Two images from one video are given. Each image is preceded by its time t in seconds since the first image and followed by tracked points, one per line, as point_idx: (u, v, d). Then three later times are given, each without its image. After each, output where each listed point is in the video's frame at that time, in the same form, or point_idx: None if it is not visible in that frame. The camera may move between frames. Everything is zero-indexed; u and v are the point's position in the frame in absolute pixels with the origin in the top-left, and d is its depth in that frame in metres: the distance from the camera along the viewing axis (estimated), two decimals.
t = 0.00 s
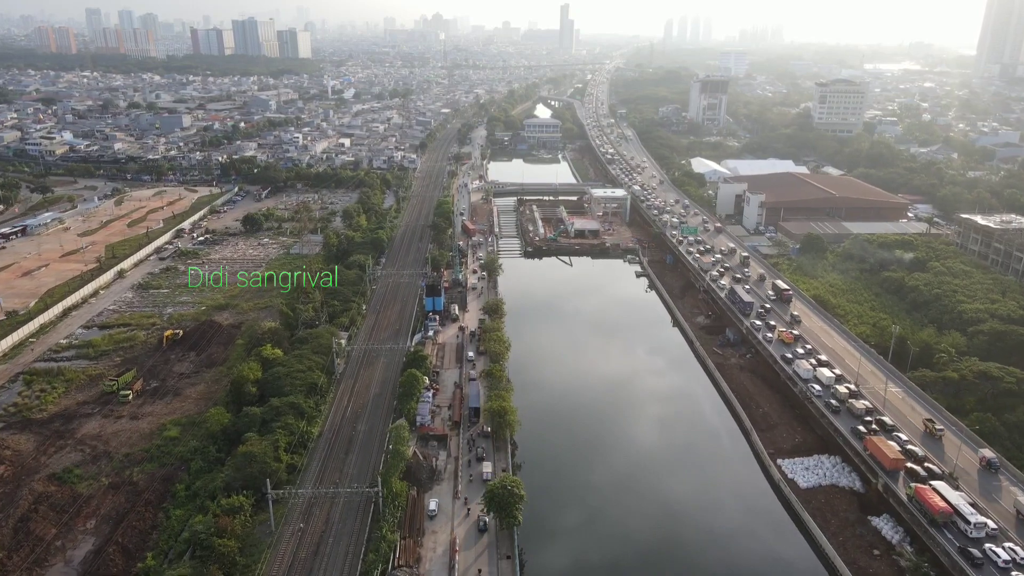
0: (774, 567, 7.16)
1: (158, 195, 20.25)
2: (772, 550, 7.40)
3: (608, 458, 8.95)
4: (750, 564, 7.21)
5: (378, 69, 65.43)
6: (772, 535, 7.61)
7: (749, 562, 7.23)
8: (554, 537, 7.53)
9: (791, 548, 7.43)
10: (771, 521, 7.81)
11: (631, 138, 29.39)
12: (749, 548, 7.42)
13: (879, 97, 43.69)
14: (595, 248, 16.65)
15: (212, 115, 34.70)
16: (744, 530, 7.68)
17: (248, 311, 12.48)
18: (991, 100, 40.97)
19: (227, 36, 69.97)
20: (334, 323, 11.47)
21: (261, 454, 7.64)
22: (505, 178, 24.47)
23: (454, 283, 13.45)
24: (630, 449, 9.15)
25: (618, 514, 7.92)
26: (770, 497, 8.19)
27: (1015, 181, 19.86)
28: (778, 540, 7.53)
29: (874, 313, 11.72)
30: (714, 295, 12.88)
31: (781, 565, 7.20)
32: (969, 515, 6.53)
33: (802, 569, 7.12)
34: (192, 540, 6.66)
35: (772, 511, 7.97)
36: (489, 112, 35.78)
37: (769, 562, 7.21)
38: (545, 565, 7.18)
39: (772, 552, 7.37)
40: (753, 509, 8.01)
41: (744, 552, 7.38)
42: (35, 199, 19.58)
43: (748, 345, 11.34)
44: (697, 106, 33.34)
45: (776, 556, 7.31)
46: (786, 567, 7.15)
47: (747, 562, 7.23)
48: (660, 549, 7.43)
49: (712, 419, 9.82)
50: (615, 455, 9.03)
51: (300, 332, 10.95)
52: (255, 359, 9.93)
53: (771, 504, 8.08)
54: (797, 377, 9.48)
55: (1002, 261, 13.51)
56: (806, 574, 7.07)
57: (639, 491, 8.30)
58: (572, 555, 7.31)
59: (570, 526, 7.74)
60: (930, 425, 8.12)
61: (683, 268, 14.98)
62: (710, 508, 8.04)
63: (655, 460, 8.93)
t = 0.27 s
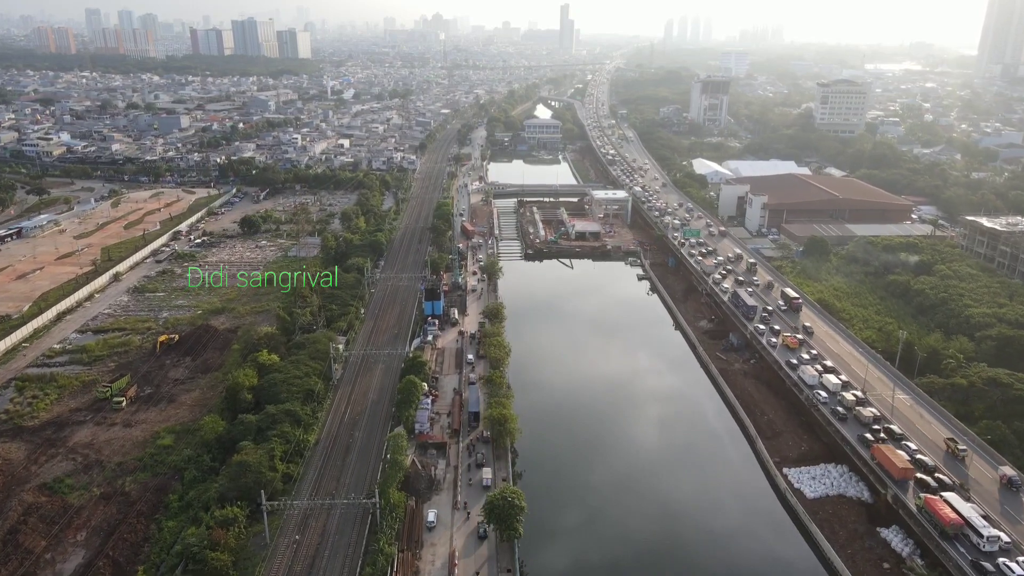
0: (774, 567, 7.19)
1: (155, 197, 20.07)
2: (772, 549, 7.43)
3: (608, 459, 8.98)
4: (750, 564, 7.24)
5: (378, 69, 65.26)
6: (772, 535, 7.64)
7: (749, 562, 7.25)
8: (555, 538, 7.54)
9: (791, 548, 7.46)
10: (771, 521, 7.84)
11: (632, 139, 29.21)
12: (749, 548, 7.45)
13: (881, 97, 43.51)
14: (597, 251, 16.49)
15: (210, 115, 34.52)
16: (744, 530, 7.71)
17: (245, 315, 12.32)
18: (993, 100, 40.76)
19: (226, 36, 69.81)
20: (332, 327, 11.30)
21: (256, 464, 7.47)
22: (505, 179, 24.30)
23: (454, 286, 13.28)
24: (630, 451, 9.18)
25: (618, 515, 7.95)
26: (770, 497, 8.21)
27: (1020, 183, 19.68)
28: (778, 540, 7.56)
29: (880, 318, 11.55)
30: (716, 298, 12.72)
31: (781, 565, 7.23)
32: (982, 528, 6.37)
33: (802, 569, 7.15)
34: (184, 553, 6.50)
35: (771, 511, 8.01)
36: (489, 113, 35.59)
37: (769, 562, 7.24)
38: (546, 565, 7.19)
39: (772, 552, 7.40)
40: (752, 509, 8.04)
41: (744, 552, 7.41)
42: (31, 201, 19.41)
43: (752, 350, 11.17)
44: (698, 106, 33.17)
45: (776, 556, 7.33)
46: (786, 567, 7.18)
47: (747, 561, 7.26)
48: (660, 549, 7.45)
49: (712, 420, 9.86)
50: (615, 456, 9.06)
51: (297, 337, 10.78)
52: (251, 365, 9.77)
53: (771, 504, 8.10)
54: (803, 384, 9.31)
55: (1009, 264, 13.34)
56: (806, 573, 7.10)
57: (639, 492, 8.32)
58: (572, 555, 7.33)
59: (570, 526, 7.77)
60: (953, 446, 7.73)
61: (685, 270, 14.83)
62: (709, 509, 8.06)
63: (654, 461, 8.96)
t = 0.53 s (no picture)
0: (773, 567, 7.18)
1: (152, 199, 19.91)
2: (771, 549, 7.42)
3: (608, 459, 8.96)
4: (749, 564, 7.22)
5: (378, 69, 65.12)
6: (772, 534, 7.63)
7: (748, 562, 7.24)
8: (554, 539, 7.51)
9: (791, 548, 7.45)
10: (771, 521, 7.82)
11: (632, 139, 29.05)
12: (749, 548, 7.43)
13: (883, 98, 43.35)
14: (597, 253, 16.32)
15: (209, 116, 34.36)
16: (744, 530, 7.69)
17: (242, 319, 12.15)
18: (995, 101, 40.57)
19: (226, 37, 69.67)
20: (329, 332, 11.13)
21: (251, 474, 7.30)
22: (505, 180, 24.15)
23: (453, 289, 13.10)
24: (630, 451, 9.16)
25: (618, 515, 7.93)
26: (770, 497, 8.20)
27: None
28: (778, 540, 7.55)
29: (886, 322, 11.38)
30: (719, 302, 12.56)
31: (781, 565, 7.22)
32: (995, 542, 6.18)
33: (802, 569, 7.14)
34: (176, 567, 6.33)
35: (770, 510, 8.00)
36: (489, 113, 35.42)
37: (769, 562, 7.23)
38: (546, 565, 7.15)
39: (772, 552, 7.38)
40: (751, 508, 8.03)
41: (744, 552, 7.39)
42: (27, 203, 19.25)
43: (757, 355, 11.00)
44: (699, 107, 33.01)
45: (776, 556, 7.32)
46: (786, 567, 7.17)
47: (746, 561, 7.24)
48: (659, 549, 7.44)
49: (712, 420, 9.85)
50: (615, 456, 9.05)
51: (294, 343, 10.62)
52: (247, 371, 9.60)
53: (770, 504, 8.09)
54: (808, 391, 9.15)
55: (1015, 267, 13.17)
56: (806, 574, 7.09)
57: (639, 491, 8.31)
58: (572, 556, 7.30)
59: (570, 527, 7.74)
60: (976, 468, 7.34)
61: (687, 273, 14.68)
62: (709, 509, 8.04)
63: (655, 461, 8.94)
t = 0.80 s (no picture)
0: (773, 566, 7.14)
1: (149, 200, 19.74)
2: (771, 549, 7.38)
3: (609, 459, 8.91)
4: (749, 563, 7.18)
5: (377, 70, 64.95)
6: (772, 534, 7.60)
7: (748, 562, 7.20)
8: (554, 538, 7.45)
9: (790, 547, 7.41)
10: (771, 521, 7.78)
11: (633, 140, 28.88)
12: (749, 548, 7.39)
13: (884, 98, 43.17)
14: (599, 255, 16.14)
15: (208, 117, 34.18)
16: (744, 530, 7.65)
17: (238, 324, 11.98)
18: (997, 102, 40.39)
19: (225, 37, 69.51)
20: (327, 337, 10.95)
21: (245, 483, 7.13)
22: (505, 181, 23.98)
23: (453, 293, 12.92)
24: (630, 451, 9.10)
25: (619, 515, 7.87)
26: (771, 498, 8.16)
27: None
28: (778, 540, 7.51)
29: (891, 327, 11.22)
30: (722, 305, 12.38)
31: (781, 564, 7.18)
32: (1008, 555, 6.00)
33: (802, 569, 7.11)
34: None
35: (770, 510, 7.97)
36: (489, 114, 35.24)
37: (769, 562, 7.18)
38: (546, 566, 7.10)
39: (772, 551, 7.34)
40: (751, 508, 7.99)
41: (744, 552, 7.35)
42: (23, 205, 19.09)
43: (761, 360, 10.84)
44: (700, 107, 32.84)
45: (776, 556, 7.28)
46: (786, 567, 7.14)
47: (746, 561, 7.20)
48: (659, 549, 7.38)
49: (712, 420, 9.81)
50: (615, 455, 8.99)
51: (290, 347, 10.45)
52: (242, 377, 9.43)
53: (770, 504, 8.05)
54: (814, 398, 8.97)
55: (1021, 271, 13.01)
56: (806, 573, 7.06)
57: (639, 491, 8.25)
58: (573, 556, 7.23)
59: (570, 527, 7.67)
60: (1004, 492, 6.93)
61: (689, 276, 14.53)
62: (710, 509, 7.99)
63: (655, 461, 8.89)
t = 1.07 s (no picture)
0: (773, 566, 7.09)
1: (146, 202, 19.58)
2: (770, 549, 7.33)
3: (609, 457, 8.80)
4: (750, 563, 7.12)
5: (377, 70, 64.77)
6: (771, 534, 7.55)
7: (748, 562, 7.14)
8: (554, 538, 7.35)
9: (789, 548, 7.36)
10: (772, 521, 7.74)
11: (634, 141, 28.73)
12: (749, 548, 7.34)
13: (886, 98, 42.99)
14: (600, 258, 15.97)
15: (206, 117, 34.01)
16: (744, 530, 7.59)
17: (234, 328, 11.82)
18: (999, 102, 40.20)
19: (225, 37, 69.35)
20: (324, 342, 10.77)
21: (239, 493, 6.95)
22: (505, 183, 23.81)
23: (452, 297, 12.74)
24: (631, 450, 8.99)
25: (619, 514, 7.78)
26: (771, 499, 8.11)
27: None
28: (777, 540, 7.46)
29: (896, 331, 11.07)
30: (725, 309, 12.20)
31: (781, 565, 7.13)
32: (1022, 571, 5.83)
33: (802, 569, 7.08)
34: None
35: (770, 510, 7.92)
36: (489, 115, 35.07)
37: (769, 563, 7.13)
38: (546, 566, 6.99)
39: (772, 552, 7.29)
40: (751, 509, 7.93)
41: (744, 552, 7.30)
42: (19, 207, 18.93)
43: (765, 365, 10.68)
44: (701, 107, 32.67)
45: (776, 556, 7.23)
46: (786, 567, 7.09)
47: (747, 561, 7.14)
48: (659, 548, 7.31)
49: (712, 419, 9.74)
50: (616, 454, 8.88)
51: (287, 353, 10.28)
52: (238, 383, 9.26)
53: (770, 505, 7.99)
54: (820, 404, 8.81)
55: None
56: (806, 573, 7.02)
57: (640, 491, 8.16)
58: (573, 556, 7.12)
59: (570, 527, 7.56)
60: None
61: (691, 278, 14.36)
62: (710, 509, 7.92)
63: (655, 460, 8.80)
